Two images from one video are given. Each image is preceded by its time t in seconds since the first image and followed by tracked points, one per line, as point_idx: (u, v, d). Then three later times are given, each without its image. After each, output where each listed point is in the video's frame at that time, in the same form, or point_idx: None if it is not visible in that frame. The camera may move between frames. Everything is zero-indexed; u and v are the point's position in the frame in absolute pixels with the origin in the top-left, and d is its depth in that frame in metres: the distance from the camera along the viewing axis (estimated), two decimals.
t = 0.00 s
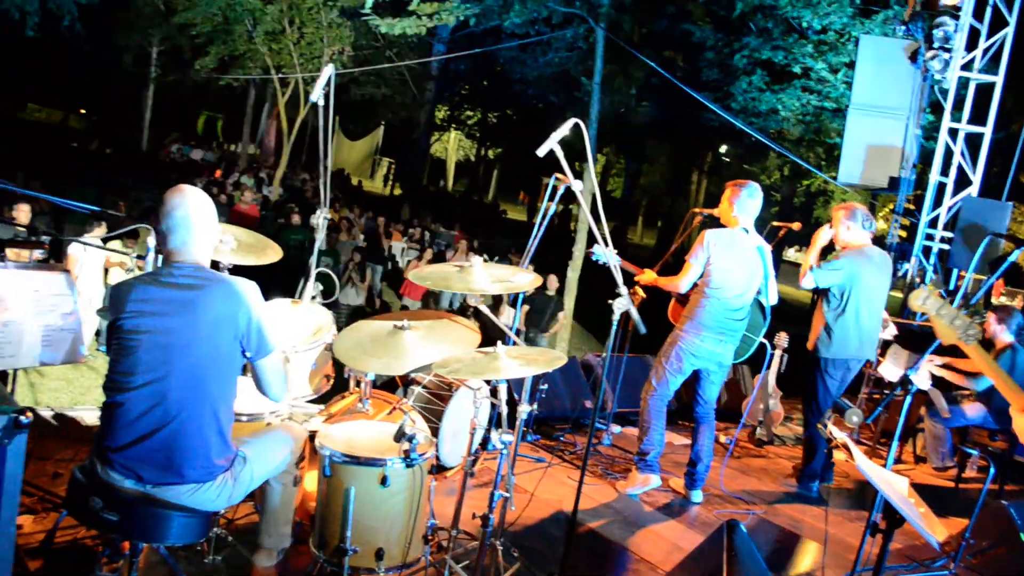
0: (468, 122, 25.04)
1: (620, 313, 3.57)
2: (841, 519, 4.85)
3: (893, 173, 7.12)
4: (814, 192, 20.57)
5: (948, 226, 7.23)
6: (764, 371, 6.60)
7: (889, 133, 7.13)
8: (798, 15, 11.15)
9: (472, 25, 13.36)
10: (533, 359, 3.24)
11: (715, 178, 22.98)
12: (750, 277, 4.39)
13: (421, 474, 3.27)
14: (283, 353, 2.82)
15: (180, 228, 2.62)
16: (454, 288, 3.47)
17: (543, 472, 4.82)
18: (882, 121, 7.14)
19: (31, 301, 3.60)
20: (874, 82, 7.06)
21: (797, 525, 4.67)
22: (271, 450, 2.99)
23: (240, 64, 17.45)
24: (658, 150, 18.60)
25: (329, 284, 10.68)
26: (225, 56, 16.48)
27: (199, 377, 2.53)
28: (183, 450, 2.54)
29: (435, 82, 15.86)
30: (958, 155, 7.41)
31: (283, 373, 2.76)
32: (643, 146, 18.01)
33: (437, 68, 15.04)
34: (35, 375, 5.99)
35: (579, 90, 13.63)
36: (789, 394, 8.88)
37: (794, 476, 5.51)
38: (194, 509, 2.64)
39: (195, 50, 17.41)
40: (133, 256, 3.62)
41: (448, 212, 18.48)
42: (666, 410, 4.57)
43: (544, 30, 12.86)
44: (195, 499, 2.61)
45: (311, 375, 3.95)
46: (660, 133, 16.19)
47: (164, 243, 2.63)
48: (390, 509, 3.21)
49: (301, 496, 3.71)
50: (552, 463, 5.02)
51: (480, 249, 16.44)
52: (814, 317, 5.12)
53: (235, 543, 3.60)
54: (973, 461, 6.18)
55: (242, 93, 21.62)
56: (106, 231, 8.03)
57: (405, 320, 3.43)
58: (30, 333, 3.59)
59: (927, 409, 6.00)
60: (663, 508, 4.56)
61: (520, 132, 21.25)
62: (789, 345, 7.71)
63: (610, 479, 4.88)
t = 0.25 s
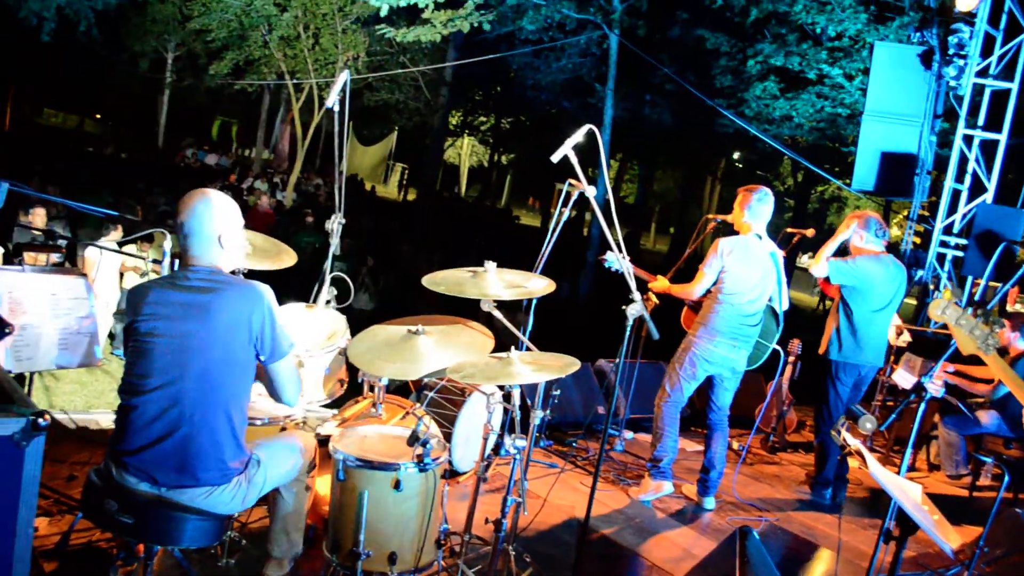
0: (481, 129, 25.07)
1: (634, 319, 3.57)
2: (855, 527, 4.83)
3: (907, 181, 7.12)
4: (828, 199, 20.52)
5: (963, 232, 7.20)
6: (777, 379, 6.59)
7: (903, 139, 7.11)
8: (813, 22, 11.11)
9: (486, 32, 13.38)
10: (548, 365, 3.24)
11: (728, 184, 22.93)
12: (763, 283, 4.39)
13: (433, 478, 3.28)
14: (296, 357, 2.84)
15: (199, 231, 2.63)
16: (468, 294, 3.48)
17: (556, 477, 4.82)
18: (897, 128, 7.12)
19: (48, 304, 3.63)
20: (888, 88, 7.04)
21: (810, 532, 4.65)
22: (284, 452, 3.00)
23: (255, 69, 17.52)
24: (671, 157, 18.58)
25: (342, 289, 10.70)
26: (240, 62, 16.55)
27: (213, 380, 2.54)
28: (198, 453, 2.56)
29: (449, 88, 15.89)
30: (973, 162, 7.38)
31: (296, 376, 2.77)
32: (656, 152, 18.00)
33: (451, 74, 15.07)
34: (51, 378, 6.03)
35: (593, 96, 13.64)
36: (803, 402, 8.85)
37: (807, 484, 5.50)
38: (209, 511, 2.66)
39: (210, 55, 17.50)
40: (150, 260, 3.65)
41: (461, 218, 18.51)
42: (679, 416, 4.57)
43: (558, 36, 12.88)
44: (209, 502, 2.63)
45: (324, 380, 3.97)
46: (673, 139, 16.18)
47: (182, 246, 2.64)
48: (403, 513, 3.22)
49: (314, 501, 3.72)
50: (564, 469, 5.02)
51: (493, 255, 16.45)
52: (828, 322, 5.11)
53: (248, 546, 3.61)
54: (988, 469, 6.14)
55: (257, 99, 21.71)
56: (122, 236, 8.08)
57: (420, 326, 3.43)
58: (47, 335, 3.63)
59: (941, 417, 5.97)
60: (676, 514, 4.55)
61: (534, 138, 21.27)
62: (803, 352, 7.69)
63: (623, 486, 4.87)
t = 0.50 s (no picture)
0: (489, 132, 25.10)
1: (641, 323, 3.56)
2: (862, 531, 4.81)
3: (915, 185, 7.10)
4: (836, 203, 20.49)
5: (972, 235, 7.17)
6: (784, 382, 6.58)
7: (911, 144, 7.09)
8: (821, 26, 11.08)
9: (495, 36, 13.39)
10: (558, 366, 3.24)
11: (736, 188, 22.91)
12: (771, 287, 4.39)
13: (441, 481, 3.29)
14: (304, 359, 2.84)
15: (210, 233, 2.63)
16: (476, 297, 3.49)
17: (565, 481, 4.81)
18: (905, 131, 7.10)
19: (59, 307, 3.64)
20: (896, 92, 7.02)
21: (817, 536, 4.65)
22: (292, 454, 3.02)
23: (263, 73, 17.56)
24: (679, 160, 18.57)
25: (351, 292, 10.72)
26: (248, 65, 16.60)
27: (221, 382, 2.55)
28: (205, 456, 2.57)
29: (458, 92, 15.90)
30: (981, 165, 7.36)
31: (303, 380, 2.77)
32: (664, 155, 18.00)
33: (459, 77, 15.08)
34: (60, 380, 6.05)
35: (602, 100, 13.64)
36: (811, 405, 8.84)
37: (815, 488, 5.49)
38: (216, 513, 2.67)
39: (219, 59, 17.55)
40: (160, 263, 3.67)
41: (468, 221, 18.52)
42: (686, 420, 4.58)
43: (566, 40, 12.88)
44: (217, 503, 2.64)
45: (332, 382, 3.98)
46: (681, 143, 16.20)
47: (193, 248, 2.65)
48: (411, 516, 3.24)
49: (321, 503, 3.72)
50: (572, 472, 5.02)
51: (500, 258, 16.46)
52: (835, 323, 5.10)
53: (255, 548, 3.62)
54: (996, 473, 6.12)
55: (265, 102, 21.75)
56: (131, 238, 8.11)
57: (429, 328, 3.44)
58: (56, 337, 3.65)
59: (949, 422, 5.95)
60: (683, 518, 4.55)
61: (542, 142, 21.27)
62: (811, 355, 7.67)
63: (630, 489, 4.87)
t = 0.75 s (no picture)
0: (494, 132, 25.11)
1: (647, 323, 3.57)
2: (868, 532, 4.81)
3: (921, 185, 7.08)
4: (842, 204, 20.46)
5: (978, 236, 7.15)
6: (790, 384, 6.57)
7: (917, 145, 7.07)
8: (827, 27, 11.05)
9: (500, 37, 13.39)
10: (562, 367, 3.24)
11: (742, 188, 22.89)
12: (776, 288, 4.38)
13: (446, 481, 3.29)
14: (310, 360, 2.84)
15: (217, 234, 2.63)
16: (481, 297, 3.50)
17: (570, 482, 4.81)
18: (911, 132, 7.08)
19: (64, 306, 3.65)
20: (901, 92, 7.01)
21: (822, 537, 4.64)
22: (297, 455, 3.02)
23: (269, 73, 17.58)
24: (684, 161, 18.55)
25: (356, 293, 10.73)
26: (254, 66, 16.61)
27: (226, 383, 2.56)
28: (210, 455, 2.57)
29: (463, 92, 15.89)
30: (987, 166, 7.34)
31: (308, 381, 2.77)
32: (669, 156, 17.98)
33: (464, 78, 15.07)
34: (66, 380, 6.06)
35: (607, 101, 13.63)
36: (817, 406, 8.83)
37: (820, 489, 5.48)
38: (222, 513, 2.67)
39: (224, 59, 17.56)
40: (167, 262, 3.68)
41: (474, 222, 18.52)
42: (692, 421, 4.57)
43: (571, 41, 12.87)
44: (223, 503, 2.65)
45: (337, 383, 3.99)
46: (687, 143, 16.17)
47: (200, 248, 2.65)
48: (416, 516, 3.24)
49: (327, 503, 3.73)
50: (577, 472, 5.02)
51: (505, 259, 16.46)
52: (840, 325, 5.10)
53: (261, 548, 3.63)
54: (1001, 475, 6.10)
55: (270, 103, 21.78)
56: (138, 238, 8.12)
57: (433, 329, 3.44)
58: (62, 337, 3.65)
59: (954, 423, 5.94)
60: (688, 519, 4.55)
61: (547, 142, 21.27)
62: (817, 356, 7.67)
63: (635, 490, 4.87)
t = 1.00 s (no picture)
0: (493, 131, 25.11)
1: (646, 323, 3.57)
2: (866, 531, 4.81)
3: (920, 185, 7.09)
4: (841, 203, 20.46)
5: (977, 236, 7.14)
6: (788, 383, 6.58)
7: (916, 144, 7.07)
8: (826, 26, 11.05)
9: (499, 35, 13.37)
10: (561, 366, 3.24)
11: (740, 188, 22.89)
12: (775, 288, 4.38)
13: (445, 480, 3.29)
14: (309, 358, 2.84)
15: (217, 231, 2.63)
16: (480, 295, 3.49)
17: (569, 481, 4.81)
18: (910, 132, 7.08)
19: (63, 304, 3.64)
20: (901, 92, 7.00)
21: (820, 536, 4.65)
22: (295, 453, 3.02)
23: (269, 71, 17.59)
24: (683, 160, 18.54)
25: (354, 291, 10.72)
26: (252, 63, 16.59)
27: (224, 381, 2.55)
28: (208, 453, 2.57)
29: (461, 91, 15.87)
30: (987, 166, 7.33)
31: (307, 380, 2.77)
32: (668, 155, 17.98)
33: (463, 76, 15.05)
34: (65, 378, 6.07)
35: (606, 99, 13.61)
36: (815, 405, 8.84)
37: (818, 488, 5.49)
38: (221, 510, 2.67)
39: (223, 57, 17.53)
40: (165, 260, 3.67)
41: (472, 220, 18.52)
42: (689, 419, 4.58)
43: (570, 39, 12.85)
44: (221, 500, 2.65)
45: (336, 380, 3.99)
46: (685, 142, 16.17)
47: (200, 246, 2.65)
48: (415, 514, 3.24)
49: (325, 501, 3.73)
50: (575, 471, 5.02)
51: (504, 257, 16.46)
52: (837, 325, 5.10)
53: (259, 546, 3.63)
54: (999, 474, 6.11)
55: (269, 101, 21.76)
56: (138, 236, 8.13)
57: (432, 327, 3.44)
58: (61, 334, 3.65)
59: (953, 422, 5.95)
60: (686, 517, 4.55)
61: (547, 140, 21.28)
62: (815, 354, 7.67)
63: (633, 488, 4.87)
